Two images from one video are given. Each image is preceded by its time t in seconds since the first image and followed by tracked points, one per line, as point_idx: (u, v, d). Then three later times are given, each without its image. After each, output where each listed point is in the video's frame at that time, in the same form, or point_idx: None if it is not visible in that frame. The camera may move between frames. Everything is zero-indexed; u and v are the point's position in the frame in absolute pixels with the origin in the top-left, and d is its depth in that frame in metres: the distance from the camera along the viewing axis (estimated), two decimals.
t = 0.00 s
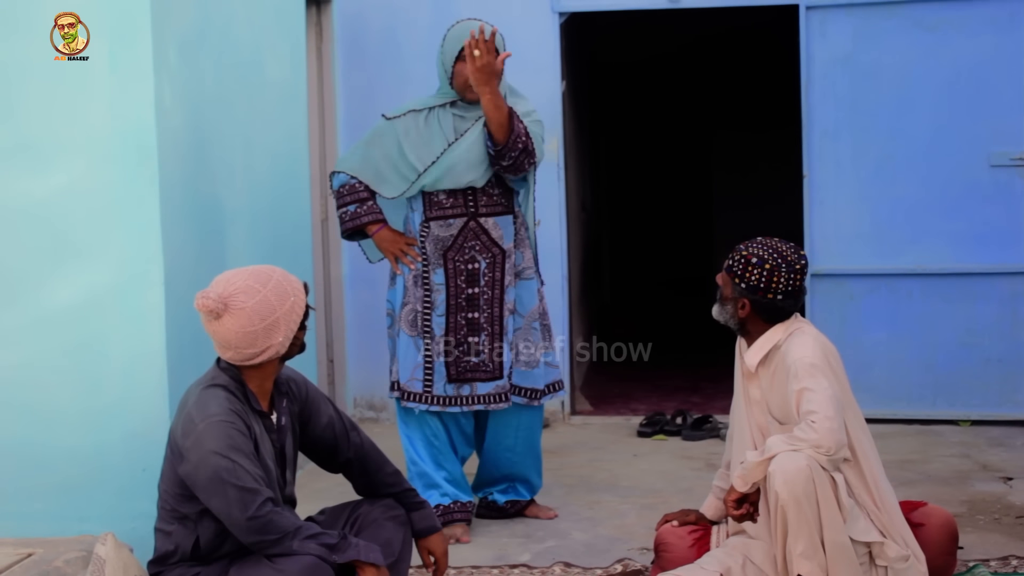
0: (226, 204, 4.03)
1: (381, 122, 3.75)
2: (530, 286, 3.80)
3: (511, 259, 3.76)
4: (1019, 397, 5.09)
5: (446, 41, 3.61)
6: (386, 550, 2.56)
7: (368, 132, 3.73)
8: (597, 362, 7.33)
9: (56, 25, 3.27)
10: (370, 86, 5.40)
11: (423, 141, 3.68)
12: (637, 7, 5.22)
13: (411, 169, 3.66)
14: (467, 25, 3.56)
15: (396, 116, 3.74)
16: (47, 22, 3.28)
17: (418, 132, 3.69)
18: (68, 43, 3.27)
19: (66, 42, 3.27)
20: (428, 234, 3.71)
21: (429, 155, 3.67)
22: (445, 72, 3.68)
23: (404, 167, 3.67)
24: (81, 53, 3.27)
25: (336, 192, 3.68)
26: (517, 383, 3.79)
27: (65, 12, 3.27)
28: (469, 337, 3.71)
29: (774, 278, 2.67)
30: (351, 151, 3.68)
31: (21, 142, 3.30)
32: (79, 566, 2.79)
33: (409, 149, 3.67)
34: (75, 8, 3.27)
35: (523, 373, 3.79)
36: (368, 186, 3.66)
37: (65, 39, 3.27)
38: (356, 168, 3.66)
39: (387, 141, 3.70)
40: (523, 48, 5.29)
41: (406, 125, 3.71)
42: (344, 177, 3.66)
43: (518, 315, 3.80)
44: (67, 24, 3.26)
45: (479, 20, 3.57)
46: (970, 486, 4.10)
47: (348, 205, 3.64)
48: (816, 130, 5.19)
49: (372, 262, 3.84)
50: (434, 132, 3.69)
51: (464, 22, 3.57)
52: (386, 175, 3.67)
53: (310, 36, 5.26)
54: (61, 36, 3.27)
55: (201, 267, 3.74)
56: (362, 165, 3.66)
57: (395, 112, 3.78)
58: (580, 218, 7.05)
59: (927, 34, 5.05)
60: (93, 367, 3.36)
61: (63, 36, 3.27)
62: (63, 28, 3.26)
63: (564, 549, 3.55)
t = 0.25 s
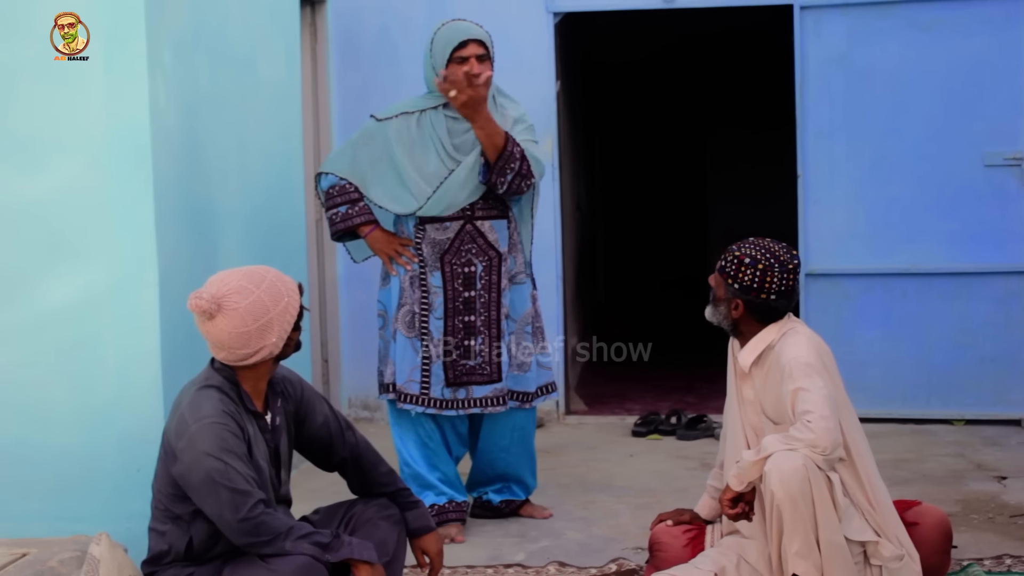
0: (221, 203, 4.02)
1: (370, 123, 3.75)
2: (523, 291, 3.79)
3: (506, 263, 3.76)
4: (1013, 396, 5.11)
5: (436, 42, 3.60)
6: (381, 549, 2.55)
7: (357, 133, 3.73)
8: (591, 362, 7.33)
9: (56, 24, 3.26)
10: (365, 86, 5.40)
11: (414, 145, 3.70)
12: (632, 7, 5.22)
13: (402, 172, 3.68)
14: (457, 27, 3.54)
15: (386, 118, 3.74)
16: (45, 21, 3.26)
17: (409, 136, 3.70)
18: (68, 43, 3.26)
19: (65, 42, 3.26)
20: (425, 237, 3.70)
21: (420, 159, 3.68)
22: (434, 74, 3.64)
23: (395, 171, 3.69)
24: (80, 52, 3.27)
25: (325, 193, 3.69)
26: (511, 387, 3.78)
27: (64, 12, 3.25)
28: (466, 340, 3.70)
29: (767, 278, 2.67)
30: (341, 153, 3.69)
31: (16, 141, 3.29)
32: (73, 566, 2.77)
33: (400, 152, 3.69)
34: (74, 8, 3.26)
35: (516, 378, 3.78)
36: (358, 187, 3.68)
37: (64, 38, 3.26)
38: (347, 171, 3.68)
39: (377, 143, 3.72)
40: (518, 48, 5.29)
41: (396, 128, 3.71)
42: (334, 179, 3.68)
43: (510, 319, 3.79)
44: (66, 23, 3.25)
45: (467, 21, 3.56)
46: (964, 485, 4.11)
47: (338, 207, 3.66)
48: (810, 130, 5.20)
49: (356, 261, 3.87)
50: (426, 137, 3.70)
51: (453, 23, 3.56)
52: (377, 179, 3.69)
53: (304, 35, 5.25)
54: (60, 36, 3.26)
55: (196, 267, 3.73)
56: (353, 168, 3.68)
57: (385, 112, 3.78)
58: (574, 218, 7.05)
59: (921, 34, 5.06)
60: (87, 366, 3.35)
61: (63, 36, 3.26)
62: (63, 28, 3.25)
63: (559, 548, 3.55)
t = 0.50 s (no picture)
0: (218, 203, 4.02)
1: (359, 124, 3.75)
2: (520, 291, 3.80)
3: (503, 264, 3.76)
4: (1009, 395, 5.12)
5: (426, 42, 3.63)
6: (378, 549, 2.56)
7: (347, 134, 3.72)
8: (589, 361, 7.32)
9: (56, 25, 3.25)
10: (362, 85, 5.39)
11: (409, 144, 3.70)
12: (628, 6, 5.22)
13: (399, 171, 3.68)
14: (446, 24, 3.58)
15: (375, 120, 3.74)
16: (44, 22, 3.26)
17: (403, 135, 3.71)
18: (67, 43, 3.26)
19: (65, 42, 3.26)
20: (423, 237, 3.68)
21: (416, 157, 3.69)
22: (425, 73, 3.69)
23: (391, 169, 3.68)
24: (80, 52, 3.26)
25: (318, 194, 3.67)
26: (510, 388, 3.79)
27: (64, 12, 3.25)
28: (463, 341, 3.70)
29: (764, 277, 2.67)
30: (334, 154, 3.68)
31: (13, 141, 3.29)
32: (70, 566, 2.77)
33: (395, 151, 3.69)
34: (74, 8, 3.26)
35: (516, 378, 3.79)
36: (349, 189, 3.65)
37: (64, 39, 3.26)
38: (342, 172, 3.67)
39: (369, 143, 3.71)
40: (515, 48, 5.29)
41: (388, 128, 3.72)
42: (325, 180, 3.66)
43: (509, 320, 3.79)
44: (66, 24, 3.25)
45: (456, 19, 3.60)
46: (961, 484, 4.12)
47: (332, 208, 3.63)
48: (807, 129, 5.20)
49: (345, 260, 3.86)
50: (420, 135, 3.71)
51: (441, 21, 3.60)
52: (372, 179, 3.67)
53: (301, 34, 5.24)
54: (60, 37, 3.25)
55: (193, 267, 3.73)
56: (347, 168, 3.67)
57: (373, 114, 3.78)
58: (572, 217, 7.05)
59: (917, 33, 5.07)
60: (83, 366, 3.34)
61: (63, 36, 3.26)
62: (63, 28, 3.25)
63: (556, 547, 3.55)
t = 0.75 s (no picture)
0: (219, 200, 4.02)
1: (360, 123, 3.72)
2: (524, 288, 3.82)
3: (512, 260, 3.79)
4: (1011, 392, 5.11)
5: (426, 38, 3.64)
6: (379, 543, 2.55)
7: (350, 133, 3.70)
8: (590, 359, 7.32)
9: (56, 25, 3.25)
10: (364, 83, 5.39)
11: (415, 142, 3.71)
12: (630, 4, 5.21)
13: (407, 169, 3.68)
14: (445, 17, 3.58)
15: (377, 117, 3.73)
16: (45, 22, 3.26)
17: (408, 132, 3.71)
18: (68, 43, 3.26)
19: (65, 42, 3.25)
20: (433, 235, 3.68)
21: (423, 155, 3.70)
22: (427, 67, 3.68)
23: (399, 167, 3.68)
24: (80, 53, 3.26)
25: (321, 193, 3.62)
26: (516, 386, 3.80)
27: (65, 12, 3.25)
28: (472, 337, 3.71)
29: (766, 275, 2.67)
30: (339, 154, 3.65)
31: (14, 139, 3.28)
32: (72, 563, 2.77)
33: (401, 149, 3.69)
34: (75, 9, 3.25)
35: (520, 375, 3.80)
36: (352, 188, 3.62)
37: (64, 39, 3.25)
38: (350, 172, 3.64)
39: (374, 141, 3.70)
40: (517, 46, 5.29)
41: (392, 126, 3.71)
42: (331, 180, 3.63)
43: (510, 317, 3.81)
44: (67, 24, 3.25)
45: (455, 12, 3.60)
46: (964, 482, 4.11)
47: (339, 207, 3.59)
48: (808, 127, 5.20)
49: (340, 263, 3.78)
50: (425, 132, 3.72)
51: (439, 15, 3.60)
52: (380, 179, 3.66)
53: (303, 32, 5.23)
54: (61, 37, 3.25)
55: (194, 265, 3.73)
56: (355, 168, 3.64)
57: (372, 112, 3.76)
58: (574, 215, 7.04)
59: (919, 31, 5.06)
60: (85, 364, 3.34)
61: (63, 37, 3.25)
62: (63, 29, 3.25)
63: (558, 544, 3.55)
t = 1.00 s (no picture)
0: (220, 198, 4.01)
1: (363, 124, 3.72)
2: (530, 285, 3.87)
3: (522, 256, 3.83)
4: (1013, 391, 5.11)
5: (427, 38, 3.66)
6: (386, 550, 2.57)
7: (355, 133, 3.69)
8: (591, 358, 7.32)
9: (56, 24, 3.25)
10: (365, 80, 5.39)
11: (422, 140, 3.71)
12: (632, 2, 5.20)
13: (415, 167, 3.66)
14: (447, 17, 3.61)
15: (382, 117, 3.73)
16: (46, 21, 3.26)
17: (414, 131, 3.71)
18: (68, 43, 3.25)
19: (66, 42, 3.25)
20: (446, 234, 3.68)
21: (430, 153, 3.69)
22: (429, 66, 3.70)
23: (406, 165, 3.66)
24: (81, 52, 3.26)
25: (329, 196, 3.61)
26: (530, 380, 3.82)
27: (65, 12, 3.24)
28: (489, 335, 3.73)
29: (777, 268, 2.68)
30: (345, 154, 3.65)
31: (15, 138, 3.28)
32: (74, 562, 2.77)
33: (409, 147, 3.68)
34: (75, 8, 3.25)
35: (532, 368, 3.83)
36: (361, 189, 3.61)
37: (64, 38, 3.25)
38: (357, 171, 3.63)
39: (380, 140, 3.69)
40: (518, 44, 5.28)
41: (397, 125, 3.72)
42: (341, 181, 3.61)
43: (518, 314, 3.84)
44: (67, 23, 3.25)
45: (457, 12, 3.63)
46: (965, 481, 4.11)
47: (348, 209, 3.57)
48: (810, 125, 5.19)
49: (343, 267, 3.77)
50: (431, 131, 3.73)
51: (443, 14, 3.62)
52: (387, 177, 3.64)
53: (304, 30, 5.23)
54: (61, 36, 3.25)
55: (195, 263, 3.73)
56: (362, 167, 3.64)
57: (375, 112, 3.76)
58: (575, 214, 7.03)
59: (921, 30, 5.06)
60: (87, 363, 3.34)
61: (63, 36, 3.25)
62: (63, 28, 3.25)
63: (559, 543, 3.55)
